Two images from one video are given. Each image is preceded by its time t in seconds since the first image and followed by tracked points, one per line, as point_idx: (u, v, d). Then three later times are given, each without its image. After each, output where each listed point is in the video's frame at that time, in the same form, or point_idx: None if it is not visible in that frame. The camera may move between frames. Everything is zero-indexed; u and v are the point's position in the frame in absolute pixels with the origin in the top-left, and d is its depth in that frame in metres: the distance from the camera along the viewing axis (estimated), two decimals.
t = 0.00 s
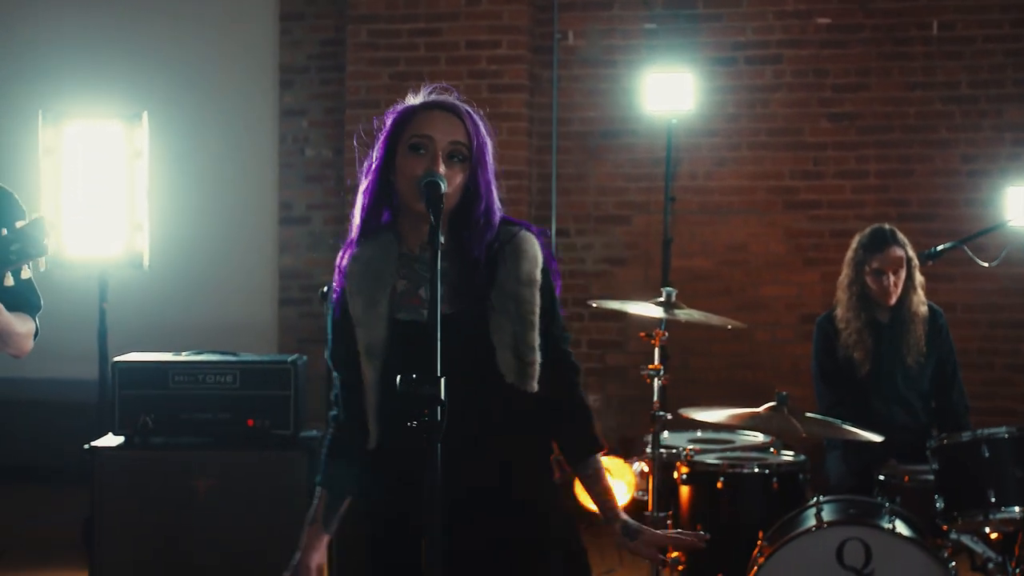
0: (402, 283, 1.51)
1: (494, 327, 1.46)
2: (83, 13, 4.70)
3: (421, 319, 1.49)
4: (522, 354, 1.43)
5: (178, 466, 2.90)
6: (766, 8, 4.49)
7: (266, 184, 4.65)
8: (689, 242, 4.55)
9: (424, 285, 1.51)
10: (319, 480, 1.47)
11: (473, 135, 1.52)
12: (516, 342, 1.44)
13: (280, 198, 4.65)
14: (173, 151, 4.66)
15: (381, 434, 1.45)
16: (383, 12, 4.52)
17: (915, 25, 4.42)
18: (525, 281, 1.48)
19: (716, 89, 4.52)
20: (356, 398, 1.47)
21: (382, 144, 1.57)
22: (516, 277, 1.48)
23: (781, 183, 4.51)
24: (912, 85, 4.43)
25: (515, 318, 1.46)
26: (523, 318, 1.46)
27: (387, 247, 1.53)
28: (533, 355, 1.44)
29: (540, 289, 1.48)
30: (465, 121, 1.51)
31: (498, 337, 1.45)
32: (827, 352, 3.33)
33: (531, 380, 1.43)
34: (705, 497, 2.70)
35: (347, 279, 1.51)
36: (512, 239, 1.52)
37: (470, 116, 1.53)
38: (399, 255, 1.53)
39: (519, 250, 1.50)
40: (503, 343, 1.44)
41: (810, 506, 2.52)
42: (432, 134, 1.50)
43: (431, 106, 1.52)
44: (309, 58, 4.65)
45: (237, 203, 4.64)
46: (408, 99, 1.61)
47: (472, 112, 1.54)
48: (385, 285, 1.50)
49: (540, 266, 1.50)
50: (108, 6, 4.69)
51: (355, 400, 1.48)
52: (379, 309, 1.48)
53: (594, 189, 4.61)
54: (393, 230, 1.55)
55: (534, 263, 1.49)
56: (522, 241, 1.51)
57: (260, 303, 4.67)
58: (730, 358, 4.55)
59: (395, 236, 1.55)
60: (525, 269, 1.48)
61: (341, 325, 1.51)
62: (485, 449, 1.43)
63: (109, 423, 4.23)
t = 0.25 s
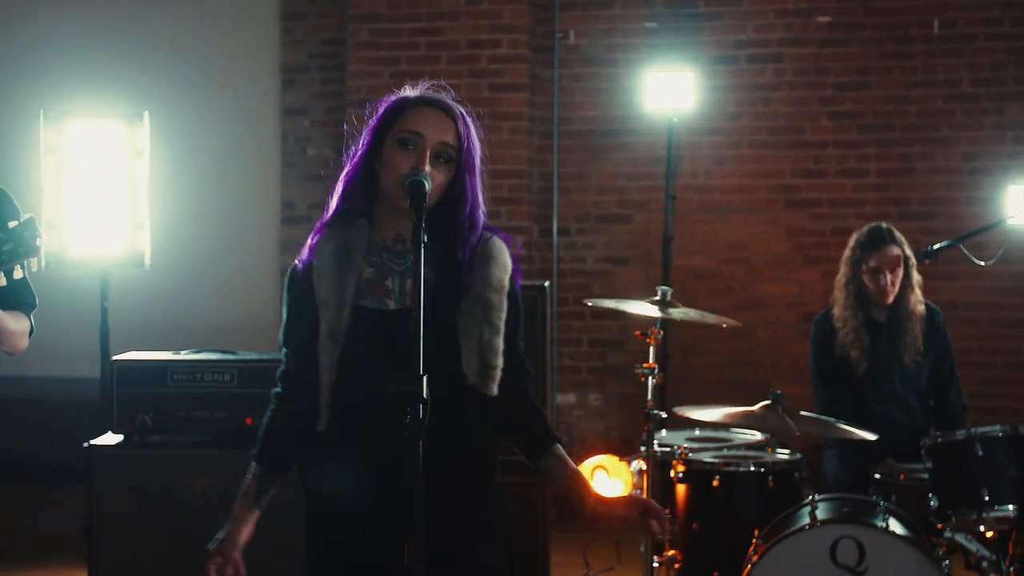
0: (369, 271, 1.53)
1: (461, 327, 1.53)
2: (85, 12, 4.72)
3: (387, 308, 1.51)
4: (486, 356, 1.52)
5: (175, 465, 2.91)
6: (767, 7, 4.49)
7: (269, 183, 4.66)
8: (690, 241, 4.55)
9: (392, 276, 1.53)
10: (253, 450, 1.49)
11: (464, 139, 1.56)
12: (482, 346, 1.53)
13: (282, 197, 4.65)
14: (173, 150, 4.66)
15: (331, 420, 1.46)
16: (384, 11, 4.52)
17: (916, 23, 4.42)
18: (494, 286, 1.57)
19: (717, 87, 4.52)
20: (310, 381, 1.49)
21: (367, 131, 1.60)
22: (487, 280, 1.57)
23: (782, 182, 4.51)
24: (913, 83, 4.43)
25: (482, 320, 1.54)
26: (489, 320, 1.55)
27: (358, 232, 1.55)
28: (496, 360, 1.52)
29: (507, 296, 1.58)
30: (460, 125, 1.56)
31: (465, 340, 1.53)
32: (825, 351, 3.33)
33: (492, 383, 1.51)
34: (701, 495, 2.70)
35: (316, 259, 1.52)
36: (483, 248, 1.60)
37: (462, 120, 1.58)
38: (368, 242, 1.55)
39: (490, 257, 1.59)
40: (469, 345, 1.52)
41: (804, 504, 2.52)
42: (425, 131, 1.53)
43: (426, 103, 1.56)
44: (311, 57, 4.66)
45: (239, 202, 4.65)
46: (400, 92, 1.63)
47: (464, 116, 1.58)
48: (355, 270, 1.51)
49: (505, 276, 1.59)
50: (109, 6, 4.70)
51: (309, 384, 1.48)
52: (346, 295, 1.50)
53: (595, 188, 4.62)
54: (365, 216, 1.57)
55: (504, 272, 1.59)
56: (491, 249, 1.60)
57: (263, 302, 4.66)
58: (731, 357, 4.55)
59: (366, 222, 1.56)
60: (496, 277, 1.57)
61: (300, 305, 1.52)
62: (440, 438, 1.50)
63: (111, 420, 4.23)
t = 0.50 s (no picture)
0: (350, 265, 1.53)
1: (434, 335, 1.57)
2: (96, 14, 4.75)
3: (364, 306, 1.51)
4: (455, 364, 1.55)
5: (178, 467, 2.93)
6: (776, 7, 4.49)
7: (280, 185, 4.68)
8: (700, 241, 4.56)
9: (372, 273, 1.53)
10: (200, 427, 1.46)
11: (462, 148, 1.58)
12: (452, 355, 1.56)
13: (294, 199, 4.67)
14: (182, 153, 4.69)
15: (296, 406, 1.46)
16: (394, 13, 4.53)
17: (926, 23, 4.41)
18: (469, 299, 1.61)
19: (726, 88, 4.53)
20: (277, 365, 1.48)
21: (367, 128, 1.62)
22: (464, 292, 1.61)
23: (792, 182, 4.50)
24: (923, 83, 4.42)
25: (456, 330, 1.58)
26: (461, 332, 1.58)
27: (343, 225, 1.56)
28: (465, 370, 1.56)
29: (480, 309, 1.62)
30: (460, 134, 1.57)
31: (438, 347, 1.56)
32: (831, 352, 3.34)
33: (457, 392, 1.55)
34: (705, 495, 2.70)
35: (300, 248, 1.53)
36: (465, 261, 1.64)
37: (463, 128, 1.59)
38: (352, 237, 1.55)
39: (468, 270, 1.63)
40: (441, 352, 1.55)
41: (809, 505, 2.53)
42: (425, 136, 1.54)
43: (429, 108, 1.57)
44: (321, 59, 4.67)
45: (246, 205, 4.68)
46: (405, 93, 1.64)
47: (464, 124, 1.59)
48: (337, 263, 1.52)
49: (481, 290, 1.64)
50: (118, 8, 4.73)
51: (279, 371, 1.48)
52: (326, 286, 1.50)
53: (604, 189, 4.62)
54: (354, 210, 1.57)
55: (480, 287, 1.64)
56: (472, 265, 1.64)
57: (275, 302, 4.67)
58: (741, 357, 4.55)
59: (354, 216, 1.57)
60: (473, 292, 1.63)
61: (273, 289, 1.51)
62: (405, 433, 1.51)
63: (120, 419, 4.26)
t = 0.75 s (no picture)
0: (355, 272, 1.54)
1: (430, 348, 1.61)
2: (116, 16, 4.78)
3: (365, 313, 1.53)
4: (447, 377, 1.60)
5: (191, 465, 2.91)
6: (793, 6, 4.48)
7: (298, 186, 4.68)
8: (716, 241, 4.56)
9: (375, 280, 1.54)
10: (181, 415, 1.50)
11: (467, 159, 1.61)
12: (445, 365, 1.61)
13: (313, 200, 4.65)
14: (201, 151, 4.72)
15: (296, 409, 1.47)
16: (411, 14, 4.55)
17: (943, 22, 4.40)
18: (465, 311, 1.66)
19: (742, 88, 4.52)
20: (281, 366, 1.50)
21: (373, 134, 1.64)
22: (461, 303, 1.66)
23: (808, 182, 4.50)
24: (940, 82, 4.41)
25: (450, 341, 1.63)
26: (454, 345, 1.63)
27: (349, 230, 1.58)
28: (455, 383, 1.61)
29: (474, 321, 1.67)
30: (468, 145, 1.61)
31: (433, 360, 1.61)
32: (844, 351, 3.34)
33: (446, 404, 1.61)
34: (717, 495, 2.70)
35: (309, 251, 1.54)
36: (465, 271, 1.69)
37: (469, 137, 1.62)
38: (356, 242, 1.57)
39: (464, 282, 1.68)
40: (435, 363, 1.60)
41: (821, 504, 2.52)
42: (432, 146, 1.56)
43: (437, 117, 1.59)
44: (339, 60, 4.70)
45: (264, 200, 4.69)
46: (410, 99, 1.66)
47: (470, 134, 1.63)
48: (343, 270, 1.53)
49: (476, 302, 1.69)
50: (137, 11, 4.77)
51: (280, 371, 1.49)
52: (332, 290, 1.51)
53: (621, 189, 4.63)
54: (359, 216, 1.59)
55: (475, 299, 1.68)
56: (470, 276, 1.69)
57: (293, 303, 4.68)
58: (757, 357, 4.55)
59: (358, 222, 1.59)
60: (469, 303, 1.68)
61: (281, 287, 1.53)
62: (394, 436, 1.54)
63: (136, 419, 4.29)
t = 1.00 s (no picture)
0: (373, 280, 1.56)
1: (439, 359, 1.61)
2: (132, 18, 4.82)
3: (382, 320, 1.54)
4: (455, 386, 1.62)
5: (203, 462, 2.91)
6: (807, 5, 4.47)
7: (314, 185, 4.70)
8: (731, 241, 4.56)
9: (392, 288, 1.57)
10: (206, 416, 1.52)
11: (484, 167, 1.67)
12: (454, 377, 1.62)
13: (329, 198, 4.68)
14: (216, 150, 4.74)
15: (314, 412, 1.48)
16: (425, 14, 4.55)
17: (959, 20, 4.38)
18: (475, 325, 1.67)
19: (756, 86, 4.52)
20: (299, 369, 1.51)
21: (392, 145, 1.69)
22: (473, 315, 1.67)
23: (824, 181, 4.49)
24: (956, 80, 4.39)
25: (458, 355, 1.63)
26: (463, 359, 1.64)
27: (370, 236, 1.60)
28: (461, 392, 1.63)
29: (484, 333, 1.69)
30: (487, 154, 1.67)
31: (441, 370, 1.61)
32: (857, 350, 3.33)
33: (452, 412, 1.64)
34: (727, 494, 2.70)
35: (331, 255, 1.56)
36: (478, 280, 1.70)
37: (486, 146, 1.68)
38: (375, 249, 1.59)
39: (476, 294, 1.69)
40: (444, 374, 1.61)
41: (831, 504, 2.52)
42: (451, 152, 1.62)
43: (456, 125, 1.65)
44: (355, 60, 4.70)
45: (280, 198, 4.70)
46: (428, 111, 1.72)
47: (488, 143, 1.68)
48: (364, 276, 1.55)
49: (486, 311, 1.71)
50: (153, 14, 4.80)
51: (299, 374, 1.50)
52: (351, 297, 1.53)
53: (635, 188, 4.63)
54: (378, 223, 1.62)
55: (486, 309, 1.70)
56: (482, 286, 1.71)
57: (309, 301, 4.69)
58: (772, 357, 4.54)
59: (377, 229, 1.61)
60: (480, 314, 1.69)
61: (297, 289, 1.54)
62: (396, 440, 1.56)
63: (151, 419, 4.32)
